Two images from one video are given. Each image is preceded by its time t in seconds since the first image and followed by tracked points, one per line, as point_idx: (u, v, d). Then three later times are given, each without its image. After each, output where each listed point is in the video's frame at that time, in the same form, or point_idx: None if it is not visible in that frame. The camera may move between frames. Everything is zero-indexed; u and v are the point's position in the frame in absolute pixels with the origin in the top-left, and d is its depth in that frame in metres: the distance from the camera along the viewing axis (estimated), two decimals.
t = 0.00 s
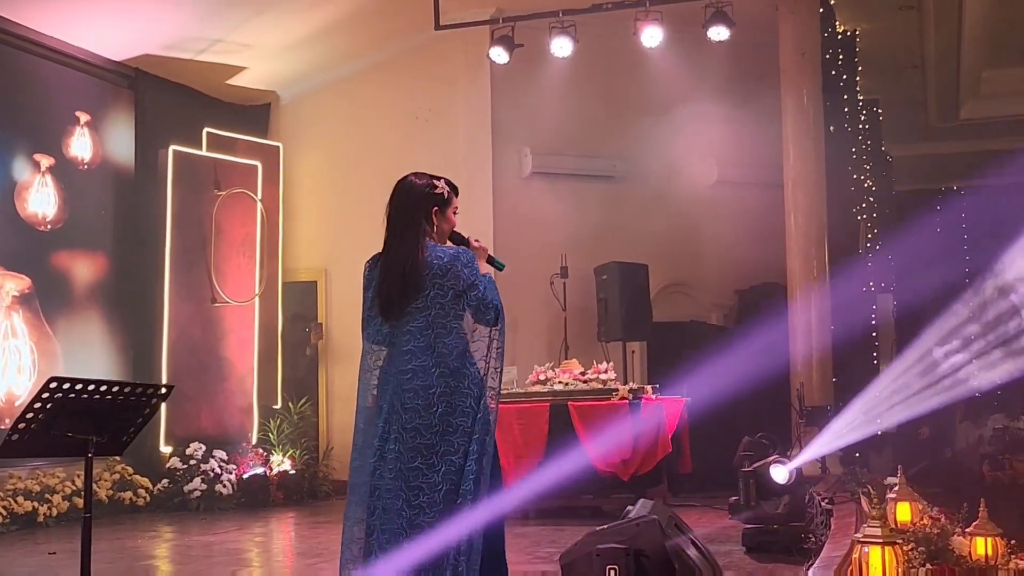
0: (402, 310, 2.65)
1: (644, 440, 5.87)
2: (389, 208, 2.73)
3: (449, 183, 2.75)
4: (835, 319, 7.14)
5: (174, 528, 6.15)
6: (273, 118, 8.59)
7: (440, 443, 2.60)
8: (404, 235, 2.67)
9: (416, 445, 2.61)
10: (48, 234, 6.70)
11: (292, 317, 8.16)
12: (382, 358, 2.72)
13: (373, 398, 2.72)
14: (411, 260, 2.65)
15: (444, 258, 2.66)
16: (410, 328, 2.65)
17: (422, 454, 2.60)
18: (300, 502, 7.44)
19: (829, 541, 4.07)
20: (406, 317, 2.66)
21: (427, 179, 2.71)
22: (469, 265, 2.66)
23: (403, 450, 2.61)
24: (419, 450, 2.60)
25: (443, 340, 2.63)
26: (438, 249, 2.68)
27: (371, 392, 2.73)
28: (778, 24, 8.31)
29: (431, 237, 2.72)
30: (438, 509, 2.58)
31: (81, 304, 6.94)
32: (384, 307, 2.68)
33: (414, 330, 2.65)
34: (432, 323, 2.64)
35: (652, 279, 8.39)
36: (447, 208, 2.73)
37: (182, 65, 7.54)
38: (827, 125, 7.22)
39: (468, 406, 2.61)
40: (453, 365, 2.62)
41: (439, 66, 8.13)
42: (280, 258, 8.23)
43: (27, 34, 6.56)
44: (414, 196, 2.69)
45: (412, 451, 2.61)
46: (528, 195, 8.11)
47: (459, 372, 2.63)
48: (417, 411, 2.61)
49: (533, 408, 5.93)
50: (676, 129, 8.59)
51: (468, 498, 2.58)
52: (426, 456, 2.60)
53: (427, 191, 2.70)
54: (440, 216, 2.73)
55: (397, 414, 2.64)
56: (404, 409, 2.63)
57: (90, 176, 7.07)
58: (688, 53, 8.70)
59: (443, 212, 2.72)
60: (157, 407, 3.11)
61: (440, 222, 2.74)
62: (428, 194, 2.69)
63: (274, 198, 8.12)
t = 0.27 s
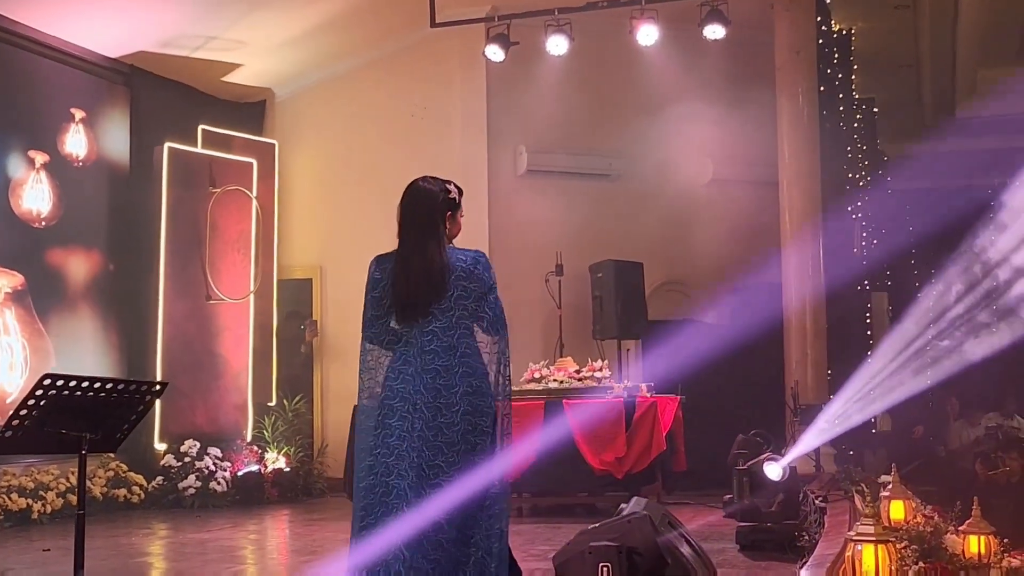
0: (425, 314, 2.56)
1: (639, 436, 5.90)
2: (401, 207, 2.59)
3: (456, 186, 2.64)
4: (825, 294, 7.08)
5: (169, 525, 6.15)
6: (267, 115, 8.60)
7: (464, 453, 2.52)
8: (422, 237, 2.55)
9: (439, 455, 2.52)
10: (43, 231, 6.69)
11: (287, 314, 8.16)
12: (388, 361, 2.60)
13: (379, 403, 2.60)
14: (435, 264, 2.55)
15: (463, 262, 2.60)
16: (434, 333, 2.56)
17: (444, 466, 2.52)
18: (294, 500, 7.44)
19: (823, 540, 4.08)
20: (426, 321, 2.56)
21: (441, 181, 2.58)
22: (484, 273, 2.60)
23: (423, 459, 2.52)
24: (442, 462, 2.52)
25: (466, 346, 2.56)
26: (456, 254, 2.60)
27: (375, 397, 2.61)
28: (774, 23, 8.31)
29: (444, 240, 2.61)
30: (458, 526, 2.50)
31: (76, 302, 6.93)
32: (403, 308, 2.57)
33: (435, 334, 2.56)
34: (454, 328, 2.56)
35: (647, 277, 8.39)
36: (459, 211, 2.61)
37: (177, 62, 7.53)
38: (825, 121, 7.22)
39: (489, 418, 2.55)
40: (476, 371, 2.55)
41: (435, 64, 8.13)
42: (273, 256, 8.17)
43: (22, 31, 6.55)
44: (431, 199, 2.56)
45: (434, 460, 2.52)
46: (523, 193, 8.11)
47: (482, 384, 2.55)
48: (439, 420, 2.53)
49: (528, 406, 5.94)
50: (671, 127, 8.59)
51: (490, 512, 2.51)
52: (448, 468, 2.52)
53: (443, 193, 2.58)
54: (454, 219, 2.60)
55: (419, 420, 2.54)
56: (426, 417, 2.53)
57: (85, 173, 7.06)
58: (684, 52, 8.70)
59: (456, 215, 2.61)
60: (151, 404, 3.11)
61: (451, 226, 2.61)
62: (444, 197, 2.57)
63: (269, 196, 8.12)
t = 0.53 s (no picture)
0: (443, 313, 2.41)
1: (634, 437, 5.90)
2: (418, 206, 2.46)
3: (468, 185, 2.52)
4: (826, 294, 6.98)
5: (163, 523, 6.15)
6: (264, 112, 8.59)
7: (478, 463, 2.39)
8: (442, 239, 2.43)
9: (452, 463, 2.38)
10: (38, 228, 6.68)
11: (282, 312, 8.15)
12: (400, 358, 2.45)
13: (388, 402, 2.44)
14: (453, 265, 2.42)
15: (481, 262, 2.47)
16: (452, 333, 2.41)
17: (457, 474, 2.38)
18: (290, 498, 7.44)
19: (817, 538, 4.08)
20: (443, 321, 2.42)
21: (457, 181, 2.46)
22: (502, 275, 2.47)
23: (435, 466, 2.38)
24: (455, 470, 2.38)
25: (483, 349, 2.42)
26: (473, 255, 2.47)
27: (385, 394, 2.47)
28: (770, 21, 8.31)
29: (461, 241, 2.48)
30: (467, 539, 2.37)
31: (71, 299, 6.92)
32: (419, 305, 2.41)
33: (453, 334, 2.42)
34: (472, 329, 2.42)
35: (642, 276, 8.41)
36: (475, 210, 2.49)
37: (173, 60, 7.52)
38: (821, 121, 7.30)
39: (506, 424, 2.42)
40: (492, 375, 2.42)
41: (430, 61, 8.12)
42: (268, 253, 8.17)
43: (18, 28, 6.53)
44: (449, 200, 2.44)
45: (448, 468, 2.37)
46: (518, 192, 8.11)
47: (498, 387, 2.42)
48: (453, 425, 2.38)
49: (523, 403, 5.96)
50: (666, 126, 8.59)
51: (501, 526, 2.39)
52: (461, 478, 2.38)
53: (459, 193, 2.45)
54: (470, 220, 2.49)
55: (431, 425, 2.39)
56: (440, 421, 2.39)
57: (79, 171, 7.05)
58: (680, 50, 8.69)
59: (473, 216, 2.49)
60: (147, 401, 3.11)
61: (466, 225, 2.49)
62: (461, 198, 2.45)
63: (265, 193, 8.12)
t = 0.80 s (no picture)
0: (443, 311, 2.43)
1: (631, 436, 5.90)
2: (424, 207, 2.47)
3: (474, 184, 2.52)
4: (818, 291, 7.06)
5: (159, 521, 6.14)
6: (260, 111, 8.59)
7: (481, 459, 2.39)
8: (446, 239, 2.44)
9: (456, 461, 2.40)
10: (33, 226, 6.67)
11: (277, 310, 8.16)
12: (409, 356, 2.50)
13: (399, 402, 2.50)
14: (455, 264, 2.42)
15: (483, 259, 2.46)
16: (454, 331, 2.44)
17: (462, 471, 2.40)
18: (286, 496, 7.45)
19: (812, 536, 4.09)
20: (446, 319, 2.44)
21: (461, 183, 2.47)
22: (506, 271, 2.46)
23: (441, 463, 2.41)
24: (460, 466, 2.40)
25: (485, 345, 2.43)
26: (477, 252, 2.46)
27: (397, 394, 2.51)
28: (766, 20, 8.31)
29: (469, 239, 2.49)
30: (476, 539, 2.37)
31: (67, 298, 6.92)
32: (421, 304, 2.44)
33: (455, 331, 2.44)
34: (472, 326, 2.44)
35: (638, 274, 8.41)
36: (480, 208, 2.50)
37: (169, 58, 7.52)
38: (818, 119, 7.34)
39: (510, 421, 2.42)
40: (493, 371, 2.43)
41: (427, 59, 8.10)
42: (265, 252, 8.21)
43: (14, 26, 6.52)
44: (453, 199, 2.44)
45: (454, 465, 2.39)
46: (513, 190, 8.11)
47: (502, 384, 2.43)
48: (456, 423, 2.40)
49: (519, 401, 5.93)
50: (663, 125, 8.59)
51: (510, 522, 2.38)
52: (464, 475, 2.39)
53: (462, 194, 2.46)
54: (477, 220, 2.49)
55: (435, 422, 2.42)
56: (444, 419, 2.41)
57: (75, 169, 7.04)
58: (676, 49, 8.69)
59: (479, 216, 2.49)
60: (142, 400, 3.11)
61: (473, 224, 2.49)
62: (464, 196, 2.46)
63: (261, 192, 8.12)
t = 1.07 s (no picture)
0: (438, 307, 2.70)
1: (626, 431, 5.93)
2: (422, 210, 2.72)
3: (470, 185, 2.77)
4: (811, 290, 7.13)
5: (154, 520, 6.14)
6: (254, 110, 8.58)
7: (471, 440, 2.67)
8: (442, 238, 2.69)
9: (449, 444, 2.68)
10: (28, 225, 6.66)
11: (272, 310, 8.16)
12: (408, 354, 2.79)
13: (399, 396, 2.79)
14: (450, 262, 2.69)
15: (477, 258, 2.74)
16: (446, 326, 2.71)
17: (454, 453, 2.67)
18: (281, 494, 7.44)
19: (808, 535, 4.09)
20: (439, 317, 2.71)
21: (461, 182, 2.71)
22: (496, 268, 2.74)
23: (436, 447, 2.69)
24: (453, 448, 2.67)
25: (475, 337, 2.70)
26: (471, 251, 2.75)
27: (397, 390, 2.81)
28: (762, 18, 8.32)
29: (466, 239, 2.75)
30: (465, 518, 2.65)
31: (62, 296, 6.91)
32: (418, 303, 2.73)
33: (447, 329, 2.71)
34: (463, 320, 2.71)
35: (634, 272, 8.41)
36: (478, 206, 2.75)
37: (164, 56, 7.51)
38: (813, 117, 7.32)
39: (495, 411, 2.69)
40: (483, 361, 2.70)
41: (422, 56, 8.09)
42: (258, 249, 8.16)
43: (8, 24, 6.51)
44: (449, 198, 2.68)
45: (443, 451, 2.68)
46: (508, 188, 8.11)
47: (488, 378, 2.70)
48: (445, 414, 2.69)
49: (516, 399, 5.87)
50: (659, 123, 8.59)
51: (496, 502, 2.64)
52: (456, 457, 2.67)
53: (461, 193, 2.70)
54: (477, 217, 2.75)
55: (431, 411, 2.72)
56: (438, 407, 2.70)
57: (70, 167, 7.03)
58: (671, 47, 8.69)
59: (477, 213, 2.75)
60: (136, 398, 3.10)
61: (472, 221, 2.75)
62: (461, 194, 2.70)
63: (256, 190, 8.11)
